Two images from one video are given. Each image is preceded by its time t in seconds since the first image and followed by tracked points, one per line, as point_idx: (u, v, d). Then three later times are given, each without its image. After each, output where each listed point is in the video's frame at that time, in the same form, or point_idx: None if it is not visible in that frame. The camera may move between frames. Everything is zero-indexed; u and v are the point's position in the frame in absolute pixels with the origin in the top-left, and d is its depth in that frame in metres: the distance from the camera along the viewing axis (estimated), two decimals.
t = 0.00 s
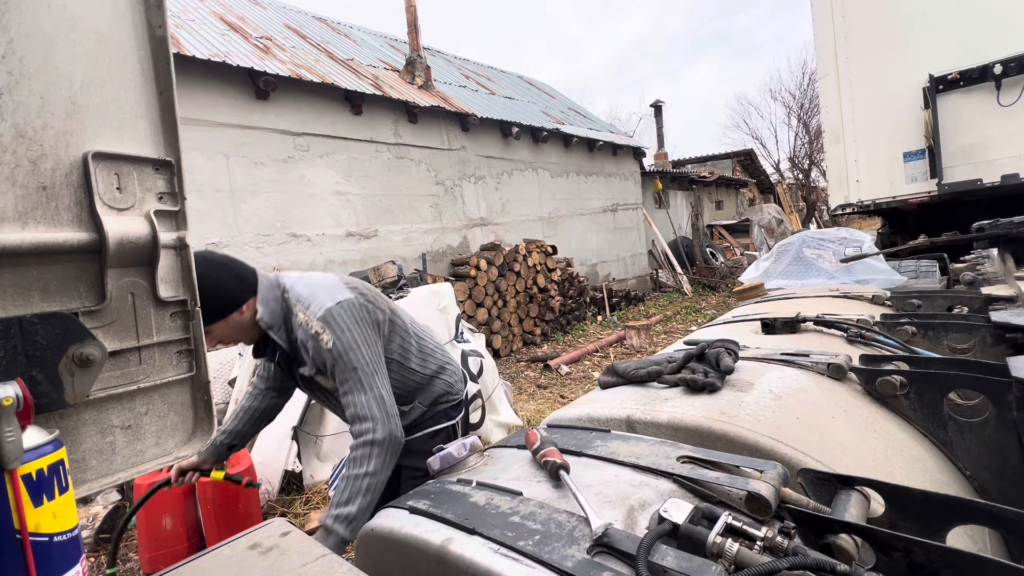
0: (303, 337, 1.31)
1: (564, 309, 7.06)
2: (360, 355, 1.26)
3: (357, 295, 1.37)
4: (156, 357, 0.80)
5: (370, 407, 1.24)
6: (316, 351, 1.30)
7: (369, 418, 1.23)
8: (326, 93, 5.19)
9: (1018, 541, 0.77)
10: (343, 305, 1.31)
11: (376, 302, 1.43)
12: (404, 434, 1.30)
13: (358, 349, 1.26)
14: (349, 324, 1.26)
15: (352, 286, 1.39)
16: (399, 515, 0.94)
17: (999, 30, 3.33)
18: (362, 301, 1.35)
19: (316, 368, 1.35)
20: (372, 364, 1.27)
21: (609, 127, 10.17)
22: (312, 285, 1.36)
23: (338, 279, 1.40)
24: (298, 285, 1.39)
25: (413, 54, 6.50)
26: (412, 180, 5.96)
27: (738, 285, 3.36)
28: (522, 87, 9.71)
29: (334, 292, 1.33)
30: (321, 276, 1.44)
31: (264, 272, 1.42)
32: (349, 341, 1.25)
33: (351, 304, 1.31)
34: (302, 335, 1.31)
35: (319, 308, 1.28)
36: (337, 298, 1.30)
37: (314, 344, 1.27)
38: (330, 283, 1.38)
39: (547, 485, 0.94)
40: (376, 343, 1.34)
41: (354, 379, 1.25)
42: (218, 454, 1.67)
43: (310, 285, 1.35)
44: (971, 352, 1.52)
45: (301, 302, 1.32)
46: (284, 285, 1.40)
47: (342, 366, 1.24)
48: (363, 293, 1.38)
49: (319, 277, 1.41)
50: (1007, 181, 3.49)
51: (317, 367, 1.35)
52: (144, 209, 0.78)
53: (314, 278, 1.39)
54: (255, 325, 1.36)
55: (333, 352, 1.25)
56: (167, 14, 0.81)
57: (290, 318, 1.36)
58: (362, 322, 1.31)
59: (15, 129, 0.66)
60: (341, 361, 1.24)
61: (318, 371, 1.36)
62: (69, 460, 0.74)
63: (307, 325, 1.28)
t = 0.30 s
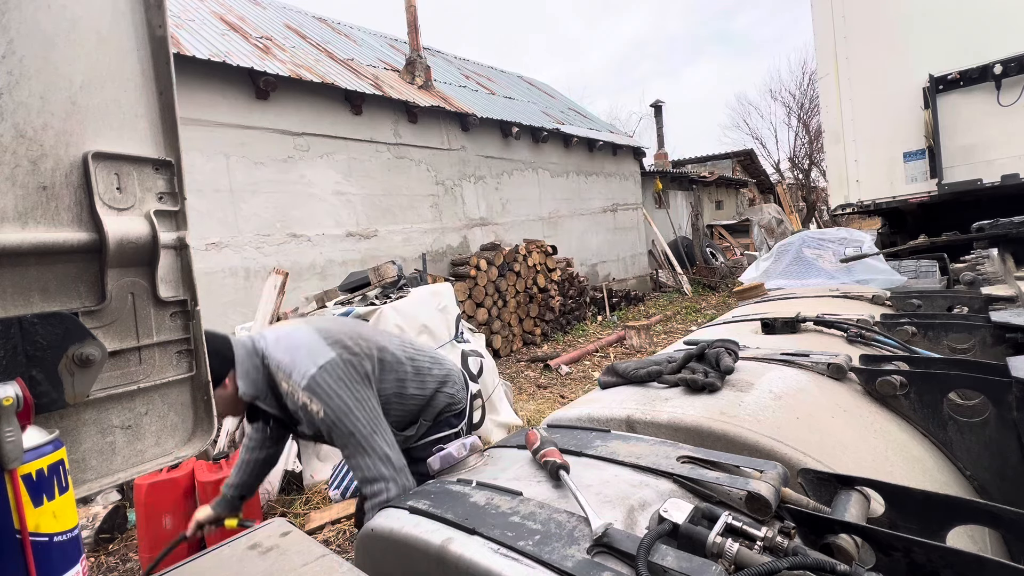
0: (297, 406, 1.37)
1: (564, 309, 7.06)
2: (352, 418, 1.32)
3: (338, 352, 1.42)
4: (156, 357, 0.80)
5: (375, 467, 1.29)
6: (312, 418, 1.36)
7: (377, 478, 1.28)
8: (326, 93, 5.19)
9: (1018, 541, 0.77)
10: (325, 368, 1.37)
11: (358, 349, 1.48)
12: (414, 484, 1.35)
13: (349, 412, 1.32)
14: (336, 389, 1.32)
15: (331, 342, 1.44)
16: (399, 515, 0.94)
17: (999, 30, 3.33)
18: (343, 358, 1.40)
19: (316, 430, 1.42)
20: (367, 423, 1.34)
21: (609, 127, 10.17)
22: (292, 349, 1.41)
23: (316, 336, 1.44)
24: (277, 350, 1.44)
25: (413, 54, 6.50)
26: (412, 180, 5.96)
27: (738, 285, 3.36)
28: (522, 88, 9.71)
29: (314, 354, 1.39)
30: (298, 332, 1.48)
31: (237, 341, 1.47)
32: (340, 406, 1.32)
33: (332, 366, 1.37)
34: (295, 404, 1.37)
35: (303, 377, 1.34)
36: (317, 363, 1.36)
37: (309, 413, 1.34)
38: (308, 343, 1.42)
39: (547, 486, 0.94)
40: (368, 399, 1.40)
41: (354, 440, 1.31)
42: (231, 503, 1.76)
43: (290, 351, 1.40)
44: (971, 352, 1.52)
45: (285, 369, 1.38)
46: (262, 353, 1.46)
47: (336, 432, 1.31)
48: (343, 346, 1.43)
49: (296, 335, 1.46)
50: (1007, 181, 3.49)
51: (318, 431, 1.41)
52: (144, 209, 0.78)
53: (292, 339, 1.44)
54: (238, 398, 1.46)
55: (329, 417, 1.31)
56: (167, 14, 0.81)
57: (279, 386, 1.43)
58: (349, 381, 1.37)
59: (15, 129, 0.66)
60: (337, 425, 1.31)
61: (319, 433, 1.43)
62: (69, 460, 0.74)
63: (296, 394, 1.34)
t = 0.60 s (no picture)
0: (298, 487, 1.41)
1: (564, 309, 7.06)
2: (351, 501, 1.37)
3: (334, 428, 1.43)
4: (156, 357, 0.80)
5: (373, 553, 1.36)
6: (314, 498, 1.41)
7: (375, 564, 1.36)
8: (326, 93, 5.19)
9: (1019, 541, 0.77)
10: (324, 451, 1.39)
11: (353, 418, 1.48)
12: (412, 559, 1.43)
13: (348, 495, 1.38)
14: (333, 475, 1.37)
15: (325, 417, 1.44)
16: (399, 515, 0.94)
17: (999, 30, 3.33)
18: (340, 438, 1.42)
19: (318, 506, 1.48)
20: (363, 505, 1.39)
21: (609, 127, 10.17)
22: (288, 429, 1.43)
23: (311, 413, 1.43)
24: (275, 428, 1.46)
25: (413, 54, 6.50)
26: (412, 180, 5.96)
27: (738, 286, 3.36)
28: (522, 88, 9.72)
29: (309, 433, 1.40)
30: (293, 404, 1.48)
31: (235, 421, 1.49)
32: (337, 493, 1.36)
33: (330, 450, 1.39)
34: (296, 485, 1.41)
35: (301, 463, 1.36)
36: (314, 448, 1.38)
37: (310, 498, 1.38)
38: (304, 422, 1.43)
39: (547, 485, 0.94)
40: (365, 477, 1.43)
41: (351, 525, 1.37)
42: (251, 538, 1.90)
43: (288, 431, 1.42)
44: (971, 352, 1.52)
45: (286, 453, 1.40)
46: (261, 431, 1.48)
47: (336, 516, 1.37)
48: (339, 420, 1.45)
49: (291, 410, 1.45)
50: (1007, 181, 3.49)
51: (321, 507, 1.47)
52: (144, 209, 0.78)
53: (287, 416, 1.44)
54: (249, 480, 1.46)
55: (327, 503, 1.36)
56: (167, 14, 0.81)
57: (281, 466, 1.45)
58: (345, 465, 1.40)
59: (15, 129, 0.66)
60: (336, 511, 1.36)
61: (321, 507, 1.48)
62: (69, 460, 0.74)
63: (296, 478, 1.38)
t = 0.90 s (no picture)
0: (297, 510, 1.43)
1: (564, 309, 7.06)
2: (346, 525, 1.38)
3: (329, 452, 1.42)
4: (156, 357, 0.80)
5: None
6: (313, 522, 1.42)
7: None
8: (325, 93, 5.19)
9: (1019, 541, 0.77)
10: (319, 476, 1.39)
11: (348, 439, 1.46)
12: None
13: (343, 519, 1.38)
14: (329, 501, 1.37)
15: (321, 441, 1.43)
16: (399, 515, 0.94)
17: (999, 30, 3.33)
18: (335, 461, 1.40)
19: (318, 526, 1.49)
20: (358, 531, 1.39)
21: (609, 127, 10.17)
22: (285, 454, 1.42)
23: (306, 438, 1.42)
24: (274, 455, 1.46)
25: (413, 54, 6.50)
26: (412, 180, 5.96)
27: (738, 286, 3.36)
28: (522, 88, 9.72)
29: (304, 459, 1.39)
30: (290, 429, 1.47)
31: (235, 450, 1.49)
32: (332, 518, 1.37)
33: (324, 474, 1.38)
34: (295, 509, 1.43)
35: (298, 488, 1.37)
36: (310, 473, 1.38)
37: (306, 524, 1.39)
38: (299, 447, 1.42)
39: (546, 485, 0.94)
40: (362, 500, 1.43)
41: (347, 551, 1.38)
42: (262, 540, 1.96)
43: (284, 457, 1.42)
44: (971, 352, 1.52)
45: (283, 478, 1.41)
46: (261, 459, 1.48)
47: (332, 540, 1.37)
48: (334, 444, 1.43)
49: (288, 435, 1.45)
50: (1007, 181, 3.49)
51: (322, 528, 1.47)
52: (144, 209, 0.78)
53: (284, 442, 1.44)
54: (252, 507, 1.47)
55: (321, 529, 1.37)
56: (167, 15, 0.81)
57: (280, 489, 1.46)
58: (340, 490, 1.39)
59: (15, 129, 0.66)
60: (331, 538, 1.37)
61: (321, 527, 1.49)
62: (69, 460, 0.74)
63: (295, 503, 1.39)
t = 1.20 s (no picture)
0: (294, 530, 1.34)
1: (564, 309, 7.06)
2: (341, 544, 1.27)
3: (325, 468, 1.33)
4: (156, 357, 0.80)
5: None
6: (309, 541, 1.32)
7: None
8: (325, 93, 5.19)
9: (1019, 541, 0.77)
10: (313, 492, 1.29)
11: (344, 455, 1.37)
12: None
13: (337, 537, 1.29)
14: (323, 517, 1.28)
15: (316, 456, 1.34)
16: (399, 515, 0.94)
17: (999, 30, 3.33)
18: (331, 477, 1.32)
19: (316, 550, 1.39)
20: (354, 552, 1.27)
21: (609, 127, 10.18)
22: (283, 470, 1.36)
23: (303, 453, 1.35)
24: (273, 472, 1.40)
25: (413, 54, 6.50)
26: (412, 180, 5.96)
27: (738, 286, 3.36)
28: (522, 87, 9.72)
29: (299, 475, 1.31)
30: (289, 447, 1.40)
31: (237, 468, 1.47)
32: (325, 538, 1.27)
33: (319, 490, 1.29)
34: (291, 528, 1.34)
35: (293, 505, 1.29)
36: (304, 489, 1.29)
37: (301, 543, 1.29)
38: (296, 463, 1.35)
39: (547, 485, 0.94)
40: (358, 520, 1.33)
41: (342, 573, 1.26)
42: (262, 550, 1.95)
43: (282, 473, 1.35)
44: (971, 352, 1.52)
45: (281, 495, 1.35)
46: (261, 476, 1.45)
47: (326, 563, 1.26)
48: (330, 460, 1.34)
49: (286, 452, 1.38)
50: (1007, 181, 3.49)
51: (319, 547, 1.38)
52: (144, 209, 0.78)
53: (282, 459, 1.38)
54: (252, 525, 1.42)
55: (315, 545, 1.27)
56: (167, 15, 0.81)
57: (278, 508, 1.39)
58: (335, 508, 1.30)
59: (15, 129, 0.66)
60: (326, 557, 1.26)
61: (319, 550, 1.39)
62: (69, 460, 0.74)
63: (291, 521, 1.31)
